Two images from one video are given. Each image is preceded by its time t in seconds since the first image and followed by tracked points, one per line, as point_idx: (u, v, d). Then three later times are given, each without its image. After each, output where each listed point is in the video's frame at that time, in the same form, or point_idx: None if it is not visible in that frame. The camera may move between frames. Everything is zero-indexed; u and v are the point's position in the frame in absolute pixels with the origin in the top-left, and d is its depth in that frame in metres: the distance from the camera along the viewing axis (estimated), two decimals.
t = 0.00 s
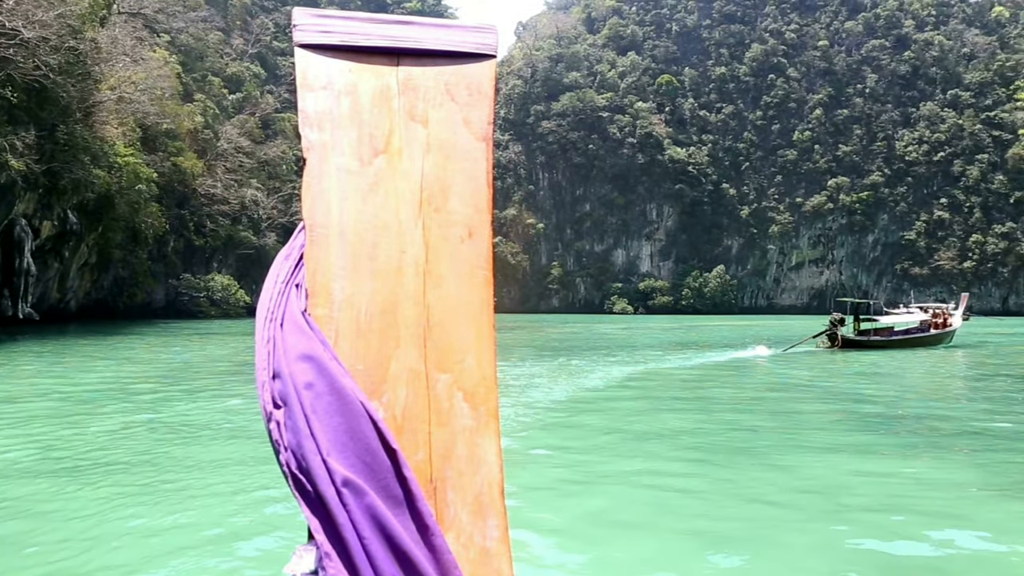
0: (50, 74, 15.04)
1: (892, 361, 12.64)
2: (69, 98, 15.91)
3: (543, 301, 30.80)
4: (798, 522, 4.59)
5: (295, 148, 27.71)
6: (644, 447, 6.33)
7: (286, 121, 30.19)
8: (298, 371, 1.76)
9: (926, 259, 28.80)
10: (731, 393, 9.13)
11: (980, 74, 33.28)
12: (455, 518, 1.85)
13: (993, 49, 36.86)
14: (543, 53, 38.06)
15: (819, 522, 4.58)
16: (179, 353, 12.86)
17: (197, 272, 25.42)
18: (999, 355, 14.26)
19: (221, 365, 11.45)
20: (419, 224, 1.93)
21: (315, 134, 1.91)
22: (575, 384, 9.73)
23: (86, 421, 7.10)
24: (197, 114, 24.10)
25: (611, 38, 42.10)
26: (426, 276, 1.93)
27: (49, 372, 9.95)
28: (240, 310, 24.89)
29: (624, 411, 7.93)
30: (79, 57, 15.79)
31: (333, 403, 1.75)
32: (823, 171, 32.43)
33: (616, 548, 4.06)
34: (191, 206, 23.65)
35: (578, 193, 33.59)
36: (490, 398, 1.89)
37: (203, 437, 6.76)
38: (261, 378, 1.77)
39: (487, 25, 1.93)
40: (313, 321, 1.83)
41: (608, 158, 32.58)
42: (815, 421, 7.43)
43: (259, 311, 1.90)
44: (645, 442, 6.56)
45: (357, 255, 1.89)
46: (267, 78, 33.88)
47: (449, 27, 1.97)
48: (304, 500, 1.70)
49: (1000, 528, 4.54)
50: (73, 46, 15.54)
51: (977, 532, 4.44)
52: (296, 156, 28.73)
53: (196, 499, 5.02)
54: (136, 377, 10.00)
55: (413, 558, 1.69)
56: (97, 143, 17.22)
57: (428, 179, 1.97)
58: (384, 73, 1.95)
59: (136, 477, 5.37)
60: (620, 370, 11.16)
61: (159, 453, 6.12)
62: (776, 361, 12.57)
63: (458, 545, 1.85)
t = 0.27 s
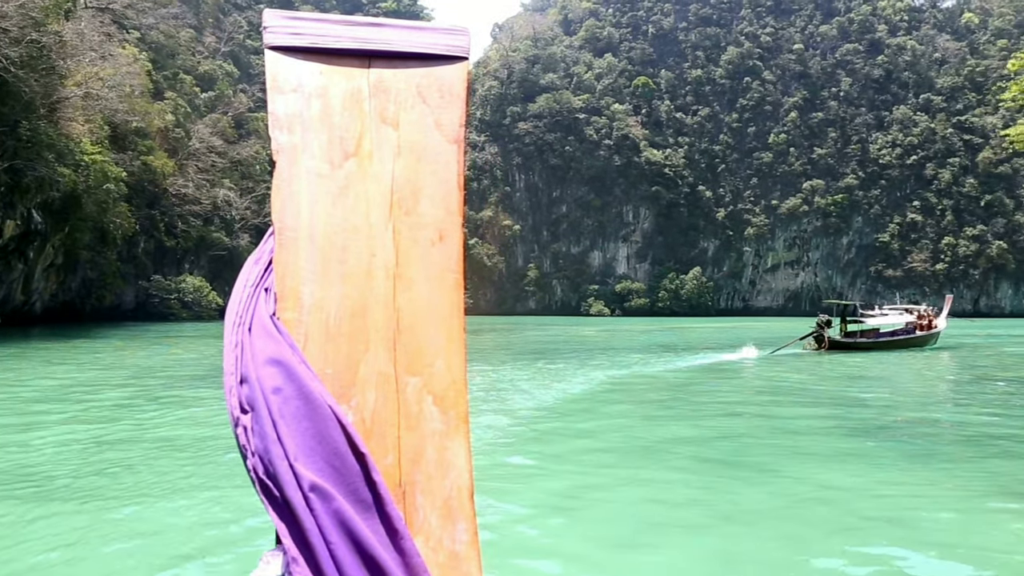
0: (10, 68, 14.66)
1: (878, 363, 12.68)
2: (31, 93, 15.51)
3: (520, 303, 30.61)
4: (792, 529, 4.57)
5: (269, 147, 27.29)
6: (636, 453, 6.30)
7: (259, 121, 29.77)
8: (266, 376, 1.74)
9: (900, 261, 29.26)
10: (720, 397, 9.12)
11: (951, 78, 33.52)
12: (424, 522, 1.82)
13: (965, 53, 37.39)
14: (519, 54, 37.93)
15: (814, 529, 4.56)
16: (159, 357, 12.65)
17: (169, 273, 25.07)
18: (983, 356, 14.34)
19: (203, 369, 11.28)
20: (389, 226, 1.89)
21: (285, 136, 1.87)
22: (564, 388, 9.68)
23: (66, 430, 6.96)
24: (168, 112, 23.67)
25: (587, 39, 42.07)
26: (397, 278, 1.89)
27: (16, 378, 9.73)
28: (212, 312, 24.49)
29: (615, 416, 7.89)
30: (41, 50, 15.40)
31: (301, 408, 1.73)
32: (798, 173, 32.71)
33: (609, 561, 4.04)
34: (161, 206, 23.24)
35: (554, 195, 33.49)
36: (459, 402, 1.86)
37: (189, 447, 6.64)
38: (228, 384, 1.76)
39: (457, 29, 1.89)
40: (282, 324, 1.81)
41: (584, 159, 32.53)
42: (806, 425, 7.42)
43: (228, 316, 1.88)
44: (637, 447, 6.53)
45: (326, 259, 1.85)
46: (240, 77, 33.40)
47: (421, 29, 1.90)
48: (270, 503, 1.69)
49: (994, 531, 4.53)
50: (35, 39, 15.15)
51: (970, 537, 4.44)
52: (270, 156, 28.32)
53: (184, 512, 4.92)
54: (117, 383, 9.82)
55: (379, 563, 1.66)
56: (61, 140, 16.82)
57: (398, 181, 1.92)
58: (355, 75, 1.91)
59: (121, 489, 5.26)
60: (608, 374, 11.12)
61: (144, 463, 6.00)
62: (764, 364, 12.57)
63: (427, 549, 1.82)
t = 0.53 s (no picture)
0: None
1: (861, 366, 12.73)
2: None
3: (492, 306, 30.43)
4: (784, 530, 4.56)
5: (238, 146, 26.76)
6: (625, 457, 6.27)
7: (228, 120, 29.24)
8: (237, 382, 1.71)
9: (870, 264, 29.61)
10: (705, 400, 9.11)
11: (920, 85, 34.82)
12: (395, 528, 1.81)
13: (932, 59, 38.02)
14: (492, 55, 37.71)
15: (805, 530, 4.56)
16: (133, 362, 12.38)
17: (133, 275, 24.55)
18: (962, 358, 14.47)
19: (180, 373, 11.05)
20: (363, 232, 1.88)
21: (258, 142, 1.86)
22: (544, 392, 9.63)
23: (41, 442, 6.78)
24: (133, 110, 23.12)
25: (561, 41, 41.97)
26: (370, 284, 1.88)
27: None
28: (178, 315, 23.98)
29: (602, 420, 7.84)
30: None
31: (273, 414, 1.70)
32: (770, 176, 32.97)
33: (601, 563, 4.00)
34: (126, 206, 22.71)
35: (528, 196, 33.33)
36: (432, 406, 1.86)
37: (169, 457, 6.50)
38: (200, 390, 1.74)
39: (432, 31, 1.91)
40: (254, 330, 1.78)
41: (557, 161, 32.41)
42: (793, 428, 7.43)
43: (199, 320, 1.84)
44: (626, 451, 6.50)
45: (299, 265, 1.83)
46: (208, 75, 32.81)
47: (396, 33, 1.92)
48: (241, 511, 1.66)
49: (984, 530, 4.55)
50: None
51: (960, 535, 4.45)
52: (239, 156, 27.79)
53: (167, 528, 4.80)
54: (91, 389, 9.59)
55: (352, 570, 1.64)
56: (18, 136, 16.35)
57: (373, 187, 1.91)
58: (329, 81, 1.90)
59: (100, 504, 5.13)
60: (593, 377, 11.07)
61: (124, 477, 5.85)
62: (747, 367, 12.58)
63: (398, 554, 1.81)
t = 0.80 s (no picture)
0: None
1: (850, 370, 12.66)
2: None
3: (465, 308, 30.22)
4: (791, 545, 4.44)
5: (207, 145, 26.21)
6: (624, 468, 6.10)
7: (196, 118, 28.64)
8: (207, 387, 1.56)
9: (844, 267, 30.02)
10: (698, 406, 8.98)
11: (891, 89, 35.40)
12: (368, 532, 1.65)
13: (904, 64, 38.52)
14: (466, 55, 37.44)
15: (812, 545, 4.43)
16: (107, 367, 12.01)
17: (97, 275, 24.03)
18: (950, 361, 14.46)
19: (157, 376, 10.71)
20: (336, 235, 1.70)
21: (229, 146, 1.67)
22: (523, 397, 9.48)
23: (14, 452, 6.48)
24: (97, 107, 22.56)
25: (536, 43, 41.80)
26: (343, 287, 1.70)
27: None
28: (144, 317, 23.48)
29: (596, 428, 7.68)
30: None
31: (243, 418, 1.55)
32: (744, 179, 33.17)
33: None
34: (89, 205, 22.16)
35: (501, 198, 33.12)
36: (405, 410, 1.68)
37: (150, 465, 6.23)
38: (169, 395, 1.59)
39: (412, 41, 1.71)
40: (223, 336, 1.62)
41: (531, 163, 32.22)
42: (775, 433, 7.34)
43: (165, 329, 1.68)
44: (623, 462, 6.35)
45: (271, 269, 1.66)
46: (176, 72, 32.19)
47: (369, 38, 1.73)
48: (213, 517, 1.52)
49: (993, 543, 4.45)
50: None
51: (971, 548, 4.35)
52: (207, 155, 27.25)
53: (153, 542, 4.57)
54: (65, 395, 9.26)
55: None
56: None
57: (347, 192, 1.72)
58: (301, 85, 1.71)
59: (80, 516, 4.88)
60: (582, 382, 10.90)
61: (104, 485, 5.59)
62: (735, 370, 12.48)
63: (370, 558, 1.65)
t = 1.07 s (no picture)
0: None
1: (836, 371, 12.81)
2: None
3: (443, 311, 29.98)
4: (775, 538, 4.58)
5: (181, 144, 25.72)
6: (613, 469, 6.22)
7: (169, 117, 28.16)
8: (189, 392, 1.71)
9: (823, 269, 30.26)
10: (687, 407, 9.09)
11: (869, 92, 35.51)
12: (352, 534, 1.81)
13: (882, 67, 38.93)
14: (445, 56, 37.22)
15: (779, 539, 4.59)
16: (87, 370, 11.92)
17: (67, 277, 23.58)
18: (935, 363, 14.64)
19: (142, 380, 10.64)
20: (318, 238, 1.86)
21: (211, 148, 1.83)
22: (503, 400, 9.57)
23: None
24: (66, 104, 22.05)
25: (515, 43, 41.62)
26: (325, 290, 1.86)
27: None
28: (115, 319, 23.03)
29: (586, 430, 7.78)
30: None
31: (225, 423, 1.69)
32: (724, 182, 33.34)
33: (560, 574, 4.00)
34: (59, 205, 21.69)
35: (480, 200, 32.92)
36: (388, 413, 1.84)
37: (144, 470, 6.26)
38: (151, 398, 1.73)
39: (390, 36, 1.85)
40: (207, 341, 1.77)
41: (510, 165, 32.03)
42: (750, 434, 7.50)
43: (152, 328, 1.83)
44: (613, 463, 6.46)
45: (254, 271, 1.82)
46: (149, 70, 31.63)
47: (349, 37, 1.88)
48: (193, 520, 1.67)
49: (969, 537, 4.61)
50: None
51: (947, 541, 4.52)
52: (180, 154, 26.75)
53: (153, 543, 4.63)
54: (50, 399, 9.20)
55: None
56: None
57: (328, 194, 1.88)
58: (283, 85, 1.86)
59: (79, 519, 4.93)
60: (574, 384, 10.96)
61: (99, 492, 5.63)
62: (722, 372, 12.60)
63: (355, 560, 1.82)
